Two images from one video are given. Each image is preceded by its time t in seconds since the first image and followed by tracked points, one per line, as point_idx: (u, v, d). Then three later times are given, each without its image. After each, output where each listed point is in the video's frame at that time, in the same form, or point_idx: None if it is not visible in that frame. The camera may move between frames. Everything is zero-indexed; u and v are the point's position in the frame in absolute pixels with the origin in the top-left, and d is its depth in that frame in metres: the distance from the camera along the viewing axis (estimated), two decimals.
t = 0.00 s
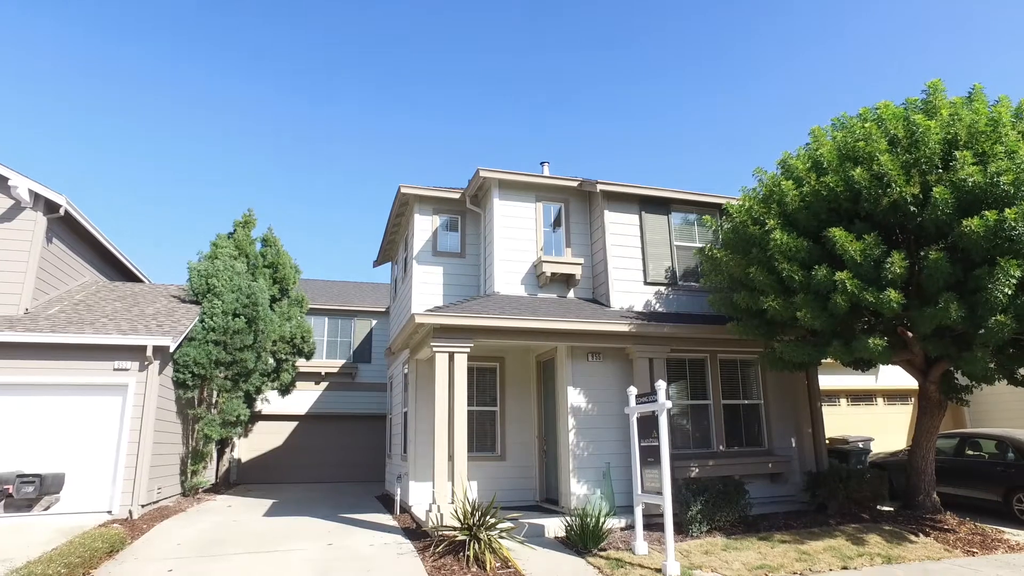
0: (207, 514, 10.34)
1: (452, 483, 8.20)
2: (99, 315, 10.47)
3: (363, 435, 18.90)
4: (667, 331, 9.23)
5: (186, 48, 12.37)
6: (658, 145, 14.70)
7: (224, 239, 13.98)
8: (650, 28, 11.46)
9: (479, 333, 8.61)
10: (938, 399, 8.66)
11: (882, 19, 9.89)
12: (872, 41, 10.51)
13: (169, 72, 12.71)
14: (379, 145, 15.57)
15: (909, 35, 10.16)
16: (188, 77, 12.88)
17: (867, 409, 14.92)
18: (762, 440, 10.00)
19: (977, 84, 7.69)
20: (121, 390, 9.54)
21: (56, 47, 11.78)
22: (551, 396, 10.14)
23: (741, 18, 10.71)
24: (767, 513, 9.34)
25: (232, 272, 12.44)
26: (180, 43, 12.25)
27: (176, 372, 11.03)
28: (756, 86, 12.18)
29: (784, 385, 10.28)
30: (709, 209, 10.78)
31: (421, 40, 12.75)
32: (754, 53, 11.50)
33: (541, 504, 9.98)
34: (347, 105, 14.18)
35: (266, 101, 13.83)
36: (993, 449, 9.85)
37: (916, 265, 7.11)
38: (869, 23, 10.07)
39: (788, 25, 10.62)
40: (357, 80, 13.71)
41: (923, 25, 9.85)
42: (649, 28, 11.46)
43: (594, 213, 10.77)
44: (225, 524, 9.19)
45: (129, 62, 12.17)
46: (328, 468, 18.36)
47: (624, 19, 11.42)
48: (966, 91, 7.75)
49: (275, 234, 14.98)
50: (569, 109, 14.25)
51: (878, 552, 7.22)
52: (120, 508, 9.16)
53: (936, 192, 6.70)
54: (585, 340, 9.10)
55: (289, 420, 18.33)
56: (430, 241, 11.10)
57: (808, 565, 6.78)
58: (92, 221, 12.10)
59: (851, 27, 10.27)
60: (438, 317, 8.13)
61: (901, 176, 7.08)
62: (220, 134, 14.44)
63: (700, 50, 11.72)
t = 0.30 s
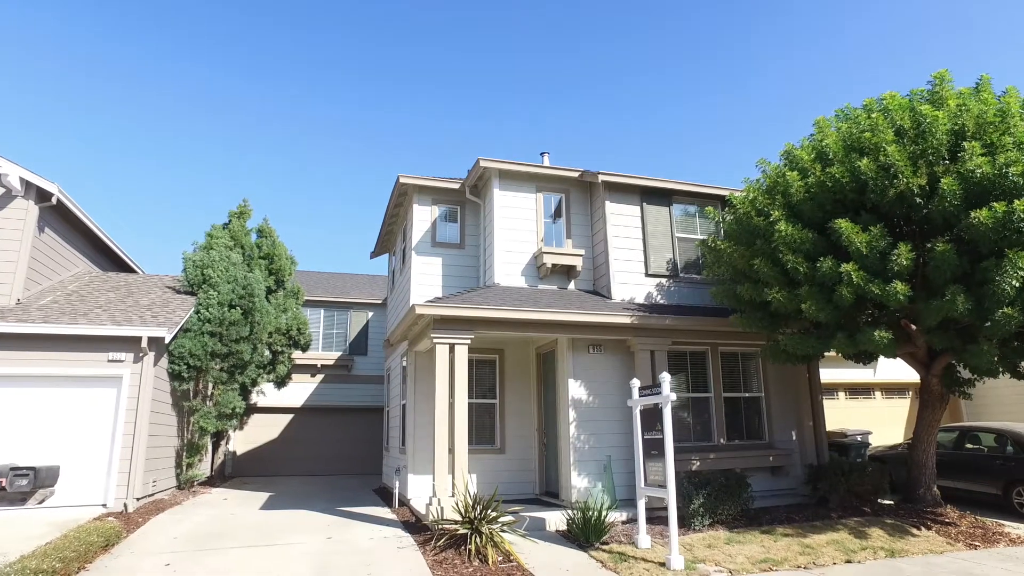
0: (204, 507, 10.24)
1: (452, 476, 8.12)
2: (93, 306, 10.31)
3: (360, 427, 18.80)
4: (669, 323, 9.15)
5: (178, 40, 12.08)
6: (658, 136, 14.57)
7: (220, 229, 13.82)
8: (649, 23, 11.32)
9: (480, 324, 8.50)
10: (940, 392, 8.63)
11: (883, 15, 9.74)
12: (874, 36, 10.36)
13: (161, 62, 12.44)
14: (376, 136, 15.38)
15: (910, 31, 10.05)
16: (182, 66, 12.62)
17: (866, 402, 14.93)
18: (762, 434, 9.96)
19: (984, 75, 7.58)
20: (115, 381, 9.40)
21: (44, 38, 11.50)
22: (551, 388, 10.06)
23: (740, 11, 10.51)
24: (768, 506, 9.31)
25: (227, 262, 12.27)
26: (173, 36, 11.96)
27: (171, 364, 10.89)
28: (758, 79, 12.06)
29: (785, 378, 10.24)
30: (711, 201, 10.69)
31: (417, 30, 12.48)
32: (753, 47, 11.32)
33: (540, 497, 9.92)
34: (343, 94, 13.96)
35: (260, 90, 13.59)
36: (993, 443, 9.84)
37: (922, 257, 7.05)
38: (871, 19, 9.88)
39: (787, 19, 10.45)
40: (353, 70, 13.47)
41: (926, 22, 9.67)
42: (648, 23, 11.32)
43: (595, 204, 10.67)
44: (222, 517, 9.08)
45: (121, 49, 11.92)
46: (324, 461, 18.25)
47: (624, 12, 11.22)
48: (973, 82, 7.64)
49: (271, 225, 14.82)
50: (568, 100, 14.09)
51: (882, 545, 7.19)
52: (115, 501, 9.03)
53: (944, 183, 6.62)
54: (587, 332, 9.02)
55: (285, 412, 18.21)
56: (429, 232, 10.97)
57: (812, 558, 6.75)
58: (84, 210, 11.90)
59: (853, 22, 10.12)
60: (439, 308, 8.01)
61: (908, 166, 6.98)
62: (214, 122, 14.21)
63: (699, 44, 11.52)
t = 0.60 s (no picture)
0: (201, 506, 10.13)
1: (452, 475, 8.02)
2: (88, 302, 10.17)
3: (358, 425, 18.69)
4: (671, 321, 9.09)
5: (173, 35, 11.89)
6: (659, 133, 14.48)
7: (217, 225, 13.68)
8: (650, 18, 11.20)
9: (481, 322, 8.41)
10: (943, 391, 8.59)
11: (887, 11, 9.61)
12: (876, 33, 10.25)
13: (156, 58, 12.27)
14: (374, 132, 15.24)
15: (911, 29, 9.97)
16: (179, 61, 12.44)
17: (865, 401, 14.91)
18: (764, 432, 9.90)
19: (991, 72, 7.50)
20: (111, 378, 9.27)
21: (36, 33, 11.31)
22: (552, 386, 9.98)
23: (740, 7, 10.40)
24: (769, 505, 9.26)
25: (224, 258, 12.14)
26: (168, 31, 11.77)
27: (167, 361, 10.71)
28: (760, 76, 11.97)
29: (787, 377, 10.19)
30: (713, 198, 10.61)
31: (415, 26, 12.32)
32: (753, 44, 11.19)
33: (541, 496, 9.84)
34: (341, 90, 13.81)
35: (257, 86, 13.43)
36: (994, 441, 9.81)
37: (928, 254, 7.00)
38: (875, 14, 9.73)
39: (788, 16, 10.31)
40: (352, 66, 13.30)
41: (930, 20, 9.55)
42: (648, 18, 11.21)
43: (596, 200, 10.58)
44: (219, 516, 8.98)
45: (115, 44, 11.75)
46: (321, 459, 18.13)
47: (624, 7, 11.11)
48: (980, 79, 7.57)
49: (268, 222, 14.69)
50: (568, 97, 13.98)
51: (886, 545, 7.14)
52: (110, 500, 8.91)
53: (952, 179, 6.56)
54: (588, 330, 8.95)
55: (282, 410, 18.08)
56: (429, 228, 10.86)
57: (817, 558, 6.68)
58: (79, 205, 11.75)
59: (856, 19, 9.99)
60: (440, 305, 7.92)
61: (915, 163, 6.92)
62: (209, 115, 13.96)
63: (699, 41, 11.41)
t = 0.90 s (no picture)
0: (198, 505, 10.02)
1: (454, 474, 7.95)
2: (84, 299, 10.05)
3: (356, 423, 18.58)
4: (674, 320, 9.03)
5: (169, 32, 11.69)
6: (659, 131, 14.41)
7: (214, 222, 13.55)
8: (650, 17, 11.10)
9: (484, 319, 8.32)
10: (946, 390, 8.55)
11: (890, 10, 9.51)
12: (879, 32, 10.16)
13: (150, 55, 12.08)
14: (372, 129, 15.12)
15: (912, 28, 9.90)
16: (176, 57, 12.27)
17: (865, 399, 14.90)
18: (766, 431, 9.85)
19: (998, 69, 7.43)
20: (108, 376, 9.16)
21: (27, 27, 11.11)
22: (553, 384, 9.91)
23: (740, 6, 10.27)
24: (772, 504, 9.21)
25: (222, 255, 12.02)
26: (163, 28, 11.58)
27: (164, 358, 10.60)
28: (761, 75, 11.87)
29: (789, 375, 10.14)
30: (716, 196, 10.54)
31: (415, 24, 12.13)
32: (755, 42, 11.08)
33: (542, 495, 9.76)
34: (339, 87, 13.67)
35: (255, 83, 13.27)
36: (995, 441, 9.79)
37: (936, 252, 6.95)
38: (878, 12, 9.62)
39: (789, 14, 10.19)
40: (352, 63, 13.14)
41: (934, 18, 9.45)
42: (648, 17, 11.11)
43: (598, 198, 10.50)
44: (217, 515, 8.88)
45: (111, 39, 11.58)
46: (318, 458, 18.01)
47: (624, 7, 11.01)
48: (987, 76, 7.50)
49: (265, 218, 14.56)
50: (569, 94, 13.88)
51: (891, 545, 7.09)
52: (107, 499, 8.80)
53: (960, 177, 6.51)
54: (591, 328, 8.88)
55: (279, 408, 17.97)
56: (429, 225, 10.76)
57: (822, 558, 6.63)
58: (75, 200, 11.61)
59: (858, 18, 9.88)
60: (442, 303, 7.83)
61: (922, 161, 6.86)
62: (206, 113, 13.85)
63: (700, 40, 11.31)
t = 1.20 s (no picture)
0: (196, 504, 9.92)
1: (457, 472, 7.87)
2: (81, 295, 9.94)
3: (354, 422, 18.47)
4: (678, 317, 8.96)
5: (166, 27, 11.52)
6: (660, 129, 14.34)
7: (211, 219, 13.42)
8: (652, 15, 10.98)
9: (486, 316, 8.24)
10: (950, 388, 8.52)
11: (893, 9, 9.39)
12: (882, 31, 10.04)
13: (145, 51, 11.94)
14: (372, 126, 15.00)
15: (915, 27, 9.82)
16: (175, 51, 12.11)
17: (865, 398, 14.88)
18: (769, 430, 9.80)
19: (1006, 66, 7.37)
20: (105, 373, 9.05)
21: (21, 21, 10.96)
22: (555, 382, 9.84)
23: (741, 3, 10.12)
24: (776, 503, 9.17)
25: (220, 252, 11.91)
26: (160, 24, 11.44)
27: (163, 356, 10.56)
28: (763, 73, 11.79)
29: (792, 373, 10.10)
30: (719, 194, 10.48)
31: (417, 21, 12.01)
32: (756, 41, 10.96)
33: (544, 494, 9.70)
34: (339, 83, 13.55)
35: (252, 79, 13.13)
36: (998, 439, 9.78)
37: (943, 250, 6.90)
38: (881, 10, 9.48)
39: (791, 13, 10.10)
40: (351, 61, 13.01)
41: (938, 17, 9.34)
42: (649, 15, 10.99)
43: (601, 194, 10.44)
44: (216, 514, 8.78)
45: (108, 34, 11.43)
46: (317, 456, 17.91)
47: (624, 5, 10.90)
48: (994, 73, 7.44)
49: (263, 215, 14.41)
50: (569, 92, 13.79)
51: (897, 544, 7.04)
52: (104, 498, 8.69)
53: (968, 173, 6.46)
54: (594, 325, 8.81)
55: (277, 406, 17.86)
56: (430, 222, 10.67)
57: (829, 557, 6.57)
58: (71, 196, 11.49)
59: (861, 17, 9.75)
60: (445, 300, 7.75)
61: (930, 157, 6.80)
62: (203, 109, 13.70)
63: (701, 36, 11.19)
